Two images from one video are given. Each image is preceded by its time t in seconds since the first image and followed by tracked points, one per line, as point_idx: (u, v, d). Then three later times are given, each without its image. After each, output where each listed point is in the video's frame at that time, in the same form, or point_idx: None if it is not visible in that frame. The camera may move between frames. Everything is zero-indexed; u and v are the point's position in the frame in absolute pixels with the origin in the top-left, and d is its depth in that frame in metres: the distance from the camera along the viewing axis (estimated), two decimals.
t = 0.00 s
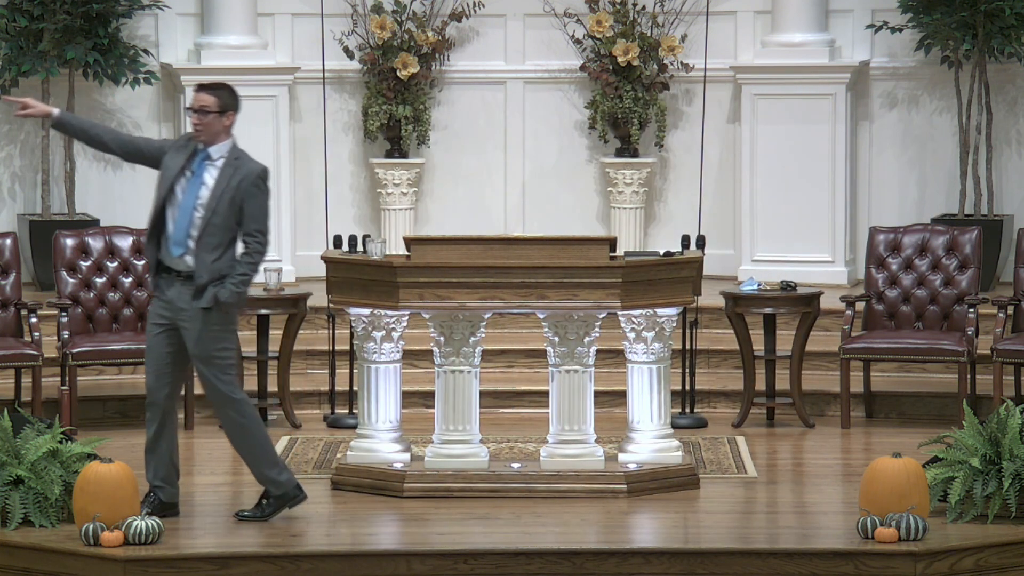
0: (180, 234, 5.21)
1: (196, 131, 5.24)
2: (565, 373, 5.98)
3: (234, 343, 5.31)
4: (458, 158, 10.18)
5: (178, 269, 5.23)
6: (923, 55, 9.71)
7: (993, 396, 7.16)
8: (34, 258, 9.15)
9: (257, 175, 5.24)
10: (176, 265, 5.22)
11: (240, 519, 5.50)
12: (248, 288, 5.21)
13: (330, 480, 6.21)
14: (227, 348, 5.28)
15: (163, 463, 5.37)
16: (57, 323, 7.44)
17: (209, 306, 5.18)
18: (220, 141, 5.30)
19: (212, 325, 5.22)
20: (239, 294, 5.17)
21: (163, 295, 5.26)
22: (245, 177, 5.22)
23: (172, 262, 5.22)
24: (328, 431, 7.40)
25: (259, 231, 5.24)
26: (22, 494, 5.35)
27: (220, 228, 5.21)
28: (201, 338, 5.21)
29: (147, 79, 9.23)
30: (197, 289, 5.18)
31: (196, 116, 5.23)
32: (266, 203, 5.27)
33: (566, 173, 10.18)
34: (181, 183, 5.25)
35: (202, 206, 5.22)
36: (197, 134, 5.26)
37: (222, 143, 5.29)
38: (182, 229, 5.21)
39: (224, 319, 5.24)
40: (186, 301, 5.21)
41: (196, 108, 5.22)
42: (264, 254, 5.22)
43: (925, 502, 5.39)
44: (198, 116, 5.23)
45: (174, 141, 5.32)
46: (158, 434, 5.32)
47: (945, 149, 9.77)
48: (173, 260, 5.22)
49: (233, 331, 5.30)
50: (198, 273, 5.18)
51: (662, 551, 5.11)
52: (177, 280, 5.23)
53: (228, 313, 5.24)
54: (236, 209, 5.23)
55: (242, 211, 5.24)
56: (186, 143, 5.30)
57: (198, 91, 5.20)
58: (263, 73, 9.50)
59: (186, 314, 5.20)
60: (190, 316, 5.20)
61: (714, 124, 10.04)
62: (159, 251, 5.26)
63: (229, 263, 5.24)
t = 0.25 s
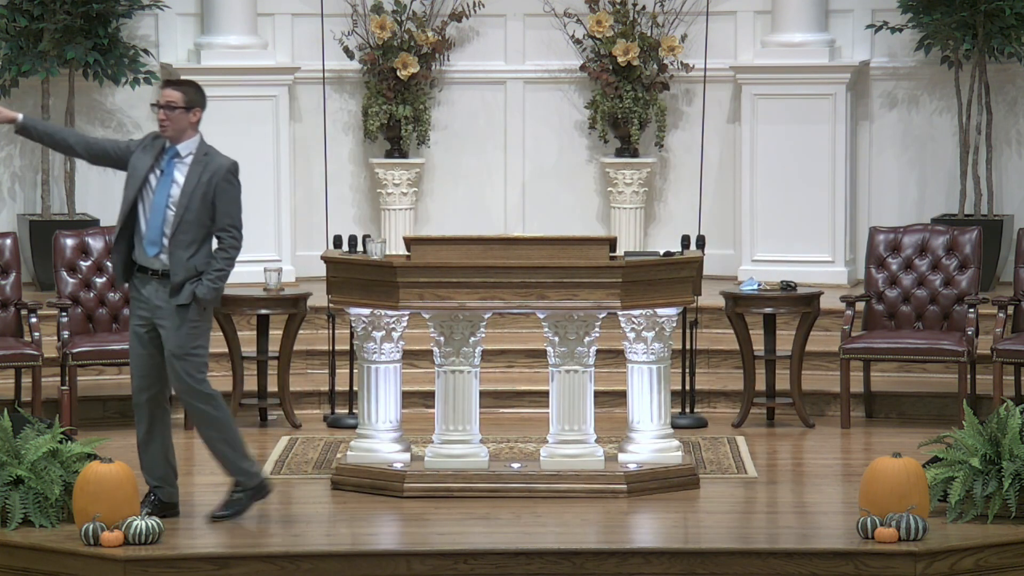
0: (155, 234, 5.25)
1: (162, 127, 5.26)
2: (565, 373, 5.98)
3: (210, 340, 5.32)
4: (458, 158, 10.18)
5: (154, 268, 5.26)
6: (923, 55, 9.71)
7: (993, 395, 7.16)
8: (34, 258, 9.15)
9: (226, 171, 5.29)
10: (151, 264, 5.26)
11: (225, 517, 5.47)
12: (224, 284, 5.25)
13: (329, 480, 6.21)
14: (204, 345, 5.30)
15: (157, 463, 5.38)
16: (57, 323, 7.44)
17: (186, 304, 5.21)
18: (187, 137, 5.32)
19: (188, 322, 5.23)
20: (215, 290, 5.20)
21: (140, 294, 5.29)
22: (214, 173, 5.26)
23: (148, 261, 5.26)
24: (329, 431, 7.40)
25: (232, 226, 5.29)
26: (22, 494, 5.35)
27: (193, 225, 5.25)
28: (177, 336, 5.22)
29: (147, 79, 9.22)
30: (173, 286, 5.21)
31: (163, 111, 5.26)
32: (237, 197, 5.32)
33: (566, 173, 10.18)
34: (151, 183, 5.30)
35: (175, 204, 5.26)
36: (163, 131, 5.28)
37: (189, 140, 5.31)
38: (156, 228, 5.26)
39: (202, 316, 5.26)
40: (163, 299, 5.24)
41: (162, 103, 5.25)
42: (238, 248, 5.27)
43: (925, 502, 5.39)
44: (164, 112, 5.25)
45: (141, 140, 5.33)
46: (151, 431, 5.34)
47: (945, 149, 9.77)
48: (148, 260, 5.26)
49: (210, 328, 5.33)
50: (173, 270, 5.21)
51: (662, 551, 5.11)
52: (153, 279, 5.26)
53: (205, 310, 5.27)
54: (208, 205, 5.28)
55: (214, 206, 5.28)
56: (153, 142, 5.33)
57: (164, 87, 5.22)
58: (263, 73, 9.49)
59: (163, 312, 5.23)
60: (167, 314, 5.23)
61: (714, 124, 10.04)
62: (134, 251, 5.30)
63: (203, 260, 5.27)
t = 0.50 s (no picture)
0: (147, 234, 5.24)
1: (150, 125, 5.25)
2: (565, 373, 5.98)
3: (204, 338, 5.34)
4: (458, 158, 10.18)
5: (148, 268, 5.26)
6: (923, 55, 9.71)
7: (993, 395, 7.16)
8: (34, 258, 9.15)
9: (216, 168, 5.28)
10: (146, 265, 5.25)
11: (205, 518, 5.47)
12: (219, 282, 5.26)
13: (329, 480, 6.21)
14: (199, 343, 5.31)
15: (156, 461, 5.39)
16: (57, 323, 7.44)
17: (183, 305, 5.22)
18: (174, 136, 5.31)
19: (186, 322, 5.25)
20: (212, 290, 5.22)
21: (135, 295, 5.29)
22: (204, 170, 5.26)
23: (142, 262, 5.25)
24: (328, 431, 7.40)
25: (225, 223, 5.29)
26: (22, 494, 5.35)
27: (185, 224, 5.25)
28: (175, 337, 5.23)
29: (147, 79, 9.22)
30: (169, 287, 5.22)
31: (150, 109, 5.24)
32: (228, 193, 5.32)
33: (566, 173, 10.18)
34: (141, 183, 5.30)
35: (166, 204, 5.25)
36: (150, 129, 5.27)
37: (176, 138, 5.30)
38: (148, 227, 5.25)
39: (199, 316, 5.28)
40: (159, 300, 5.24)
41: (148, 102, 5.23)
42: (231, 246, 5.28)
43: (925, 502, 5.39)
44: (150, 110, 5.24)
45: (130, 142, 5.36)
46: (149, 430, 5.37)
47: (945, 149, 9.77)
48: (142, 260, 5.26)
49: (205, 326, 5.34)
50: (169, 271, 5.21)
51: (662, 551, 5.11)
52: (148, 280, 5.26)
53: (202, 309, 5.29)
54: (199, 203, 5.28)
55: (205, 204, 5.28)
56: (142, 143, 5.34)
57: (152, 85, 5.23)
58: (263, 73, 9.49)
59: (159, 313, 5.23)
60: (164, 316, 5.23)
61: (714, 124, 10.04)
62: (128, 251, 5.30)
63: (198, 259, 5.27)
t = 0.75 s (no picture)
0: (145, 234, 5.24)
1: (146, 125, 5.24)
2: (565, 373, 5.98)
3: (205, 337, 5.33)
4: (458, 158, 10.18)
5: (147, 268, 5.26)
6: (923, 55, 9.71)
7: (993, 395, 7.16)
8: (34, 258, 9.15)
9: (212, 166, 5.27)
10: (145, 265, 5.25)
11: (206, 518, 5.47)
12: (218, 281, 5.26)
13: (329, 480, 6.21)
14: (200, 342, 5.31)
15: (159, 459, 5.39)
16: (57, 323, 7.44)
17: (183, 304, 5.21)
18: (170, 135, 5.31)
19: (187, 321, 5.25)
20: (212, 289, 5.21)
21: (136, 295, 5.29)
22: (200, 169, 5.25)
23: (142, 262, 5.25)
24: (328, 431, 7.40)
25: (223, 222, 5.29)
26: (22, 494, 5.35)
27: (183, 223, 5.25)
28: (176, 336, 5.24)
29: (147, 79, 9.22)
30: (168, 287, 5.22)
31: (144, 109, 5.23)
32: (225, 191, 5.31)
33: (566, 173, 10.18)
34: (138, 182, 5.29)
35: (163, 203, 5.25)
36: (145, 129, 5.26)
37: (172, 137, 5.30)
38: (146, 227, 5.24)
39: (200, 315, 5.28)
40: (158, 300, 5.24)
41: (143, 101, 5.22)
42: (229, 244, 5.28)
43: (925, 502, 5.39)
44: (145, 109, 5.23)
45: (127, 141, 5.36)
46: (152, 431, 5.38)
47: (945, 149, 9.77)
48: (141, 260, 5.26)
49: (205, 324, 5.34)
50: (167, 271, 5.21)
51: (662, 551, 5.11)
52: (148, 280, 5.26)
53: (202, 307, 5.28)
54: (197, 202, 5.27)
55: (202, 203, 5.27)
56: (139, 142, 5.33)
57: (146, 85, 5.21)
58: (263, 73, 9.49)
59: (160, 313, 5.24)
60: (164, 316, 5.23)
61: (714, 124, 10.04)
62: (127, 251, 5.30)
63: (198, 258, 5.27)
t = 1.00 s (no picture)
0: (146, 234, 5.24)
1: (145, 125, 5.24)
2: (565, 373, 5.98)
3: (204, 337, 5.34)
4: (458, 158, 10.18)
5: (148, 268, 5.26)
6: (923, 55, 9.71)
7: (993, 395, 7.16)
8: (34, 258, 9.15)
9: (212, 166, 5.27)
10: (146, 265, 5.25)
11: (206, 518, 5.47)
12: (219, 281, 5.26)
13: (329, 480, 6.21)
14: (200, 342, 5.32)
15: (159, 459, 5.39)
16: (57, 323, 7.44)
17: (183, 304, 5.22)
18: (170, 136, 5.30)
19: (187, 321, 5.26)
20: (213, 289, 5.22)
21: (136, 295, 5.29)
22: (200, 169, 5.25)
23: (142, 262, 5.25)
24: (328, 431, 7.40)
25: (222, 221, 5.29)
26: (22, 494, 5.35)
27: (183, 223, 5.25)
28: (176, 336, 5.24)
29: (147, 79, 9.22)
30: (169, 287, 5.22)
31: (144, 109, 5.23)
32: (225, 191, 5.31)
33: (566, 173, 10.18)
34: (138, 182, 5.29)
35: (163, 203, 5.25)
36: (145, 129, 5.26)
37: (172, 138, 5.29)
38: (147, 227, 5.24)
39: (200, 314, 5.29)
40: (159, 300, 5.24)
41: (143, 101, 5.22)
42: (230, 244, 5.28)
43: (925, 502, 5.39)
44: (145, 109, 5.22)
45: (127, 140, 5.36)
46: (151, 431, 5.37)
47: (945, 149, 9.77)
48: (141, 260, 5.26)
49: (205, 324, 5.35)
50: (168, 271, 5.21)
51: (662, 551, 5.11)
52: (148, 279, 5.26)
53: (203, 307, 5.29)
54: (197, 201, 5.27)
55: (202, 202, 5.27)
56: (138, 142, 5.33)
57: (145, 84, 5.21)
58: (262, 73, 9.49)
59: (160, 313, 5.24)
60: (165, 315, 5.24)
61: (714, 124, 10.04)
62: (127, 251, 5.30)
63: (198, 258, 5.27)
